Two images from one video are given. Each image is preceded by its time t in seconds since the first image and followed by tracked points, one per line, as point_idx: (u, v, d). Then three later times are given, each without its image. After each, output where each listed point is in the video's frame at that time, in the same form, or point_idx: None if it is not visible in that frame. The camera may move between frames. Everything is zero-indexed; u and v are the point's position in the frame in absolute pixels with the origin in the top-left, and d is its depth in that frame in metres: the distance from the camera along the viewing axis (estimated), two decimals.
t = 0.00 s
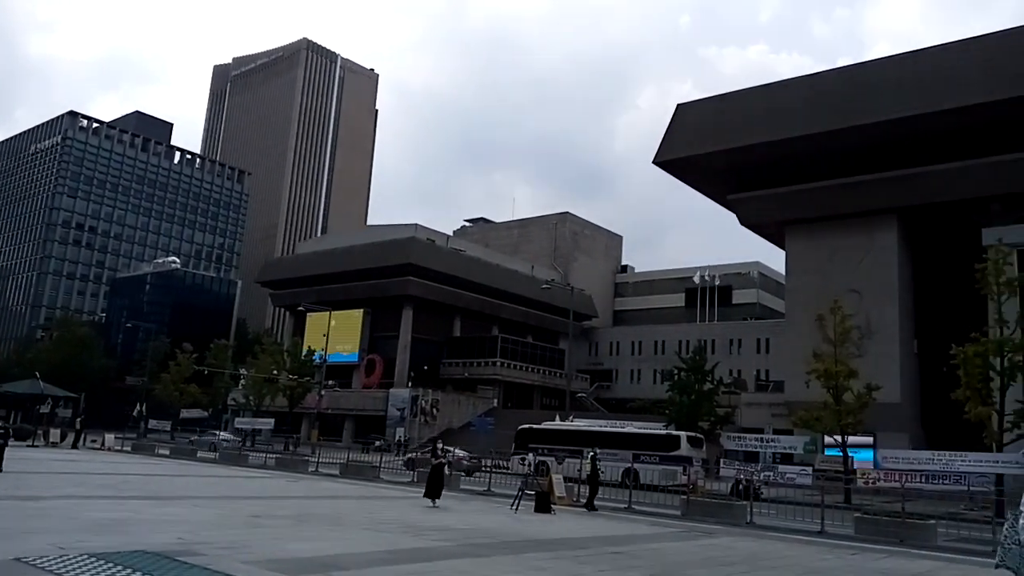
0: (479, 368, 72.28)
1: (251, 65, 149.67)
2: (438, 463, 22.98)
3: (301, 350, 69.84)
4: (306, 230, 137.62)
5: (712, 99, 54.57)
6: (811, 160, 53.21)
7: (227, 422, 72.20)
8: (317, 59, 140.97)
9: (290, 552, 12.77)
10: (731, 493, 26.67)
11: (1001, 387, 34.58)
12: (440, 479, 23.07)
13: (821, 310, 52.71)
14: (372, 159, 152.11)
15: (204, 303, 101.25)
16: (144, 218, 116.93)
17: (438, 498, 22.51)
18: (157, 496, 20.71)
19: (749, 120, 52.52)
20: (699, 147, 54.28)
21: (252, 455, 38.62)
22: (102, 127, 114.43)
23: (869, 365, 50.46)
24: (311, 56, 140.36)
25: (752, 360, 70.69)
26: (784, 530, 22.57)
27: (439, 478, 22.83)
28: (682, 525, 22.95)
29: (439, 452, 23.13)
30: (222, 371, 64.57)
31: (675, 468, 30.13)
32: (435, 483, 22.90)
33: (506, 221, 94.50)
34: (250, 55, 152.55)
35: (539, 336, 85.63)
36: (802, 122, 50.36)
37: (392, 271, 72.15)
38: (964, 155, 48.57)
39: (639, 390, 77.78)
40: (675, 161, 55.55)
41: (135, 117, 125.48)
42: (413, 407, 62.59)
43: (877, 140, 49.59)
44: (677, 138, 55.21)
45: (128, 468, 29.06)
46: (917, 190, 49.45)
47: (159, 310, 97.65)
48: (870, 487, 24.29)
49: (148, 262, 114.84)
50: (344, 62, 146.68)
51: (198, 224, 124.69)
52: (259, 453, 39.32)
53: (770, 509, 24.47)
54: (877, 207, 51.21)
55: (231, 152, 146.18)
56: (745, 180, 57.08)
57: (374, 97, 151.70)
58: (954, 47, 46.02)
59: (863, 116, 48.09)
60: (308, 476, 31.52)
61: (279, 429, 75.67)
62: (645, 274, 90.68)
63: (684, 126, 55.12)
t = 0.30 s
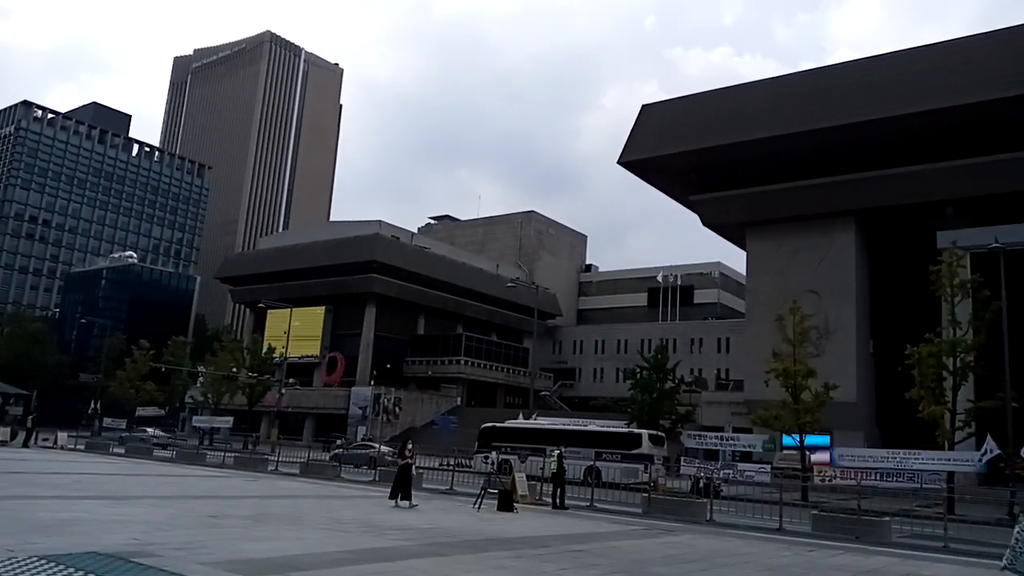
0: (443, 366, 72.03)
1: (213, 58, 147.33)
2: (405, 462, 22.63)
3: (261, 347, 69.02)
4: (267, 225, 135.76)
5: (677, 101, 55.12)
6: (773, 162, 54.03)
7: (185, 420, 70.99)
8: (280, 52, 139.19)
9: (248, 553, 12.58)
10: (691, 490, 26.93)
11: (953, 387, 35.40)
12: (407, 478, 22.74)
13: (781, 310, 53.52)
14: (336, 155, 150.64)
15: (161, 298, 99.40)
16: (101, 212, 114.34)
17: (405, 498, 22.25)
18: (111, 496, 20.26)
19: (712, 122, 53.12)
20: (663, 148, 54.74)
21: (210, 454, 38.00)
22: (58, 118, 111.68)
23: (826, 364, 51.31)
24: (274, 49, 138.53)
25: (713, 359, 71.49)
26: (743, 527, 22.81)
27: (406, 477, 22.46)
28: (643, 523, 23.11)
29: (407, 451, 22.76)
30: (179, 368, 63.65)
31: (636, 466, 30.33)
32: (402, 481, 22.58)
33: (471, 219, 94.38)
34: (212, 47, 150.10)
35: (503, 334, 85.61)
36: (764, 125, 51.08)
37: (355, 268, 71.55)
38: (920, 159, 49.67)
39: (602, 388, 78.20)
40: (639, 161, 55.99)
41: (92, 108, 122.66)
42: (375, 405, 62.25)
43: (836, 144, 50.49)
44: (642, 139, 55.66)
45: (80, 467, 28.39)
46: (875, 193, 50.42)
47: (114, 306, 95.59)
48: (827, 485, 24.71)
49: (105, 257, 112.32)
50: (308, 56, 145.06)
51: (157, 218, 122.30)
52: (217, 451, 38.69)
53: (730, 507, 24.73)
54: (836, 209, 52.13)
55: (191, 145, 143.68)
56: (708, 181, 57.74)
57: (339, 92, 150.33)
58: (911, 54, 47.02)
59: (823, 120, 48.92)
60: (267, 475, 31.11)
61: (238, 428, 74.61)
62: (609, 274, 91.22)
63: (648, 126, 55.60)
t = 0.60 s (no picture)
0: (402, 364, 71.82)
1: (169, 49, 144.55)
2: (369, 461, 22.10)
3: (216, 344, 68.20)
4: (223, 220, 133.63)
5: (637, 104, 55.77)
6: (729, 166, 54.98)
7: (136, 418, 69.65)
8: (239, 45, 137.06)
9: (201, 552, 12.50)
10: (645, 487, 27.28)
11: (899, 387, 36.41)
12: (372, 477, 22.29)
13: (735, 312, 54.49)
14: (294, 150, 148.91)
15: (113, 294, 97.35)
16: (50, 204, 111.42)
17: (369, 497, 21.97)
18: (59, 495, 19.88)
19: (671, 125, 53.86)
20: (623, 151, 55.32)
21: (162, 452, 37.41)
22: (6, 107, 108.63)
23: (778, 365, 52.34)
24: (232, 42, 136.36)
25: (669, 359, 72.42)
26: (695, 524, 23.25)
27: (370, 476, 22.06)
28: (598, 519, 23.40)
29: (373, 450, 22.23)
30: (131, 365, 62.75)
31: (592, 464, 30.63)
32: (366, 480, 22.16)
33: (431, 218, 94.18)
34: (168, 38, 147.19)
35: (462, 332, 85.59)
36: (721, 130, 51.95)
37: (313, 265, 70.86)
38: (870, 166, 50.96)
39: (560, 386, 78.77)
40: (600, 164, 56.55)
41: (42, 98, 119.41)
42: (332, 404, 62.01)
43: (791, 149, 51.58)
44: (602, 141, 56.24)
45: (27, 465, 27.75)
46: (827, 198, 51.64)
47: (64, 301, 93.33)
48: (777, 482, 25.28)
49: (54, 251, 109.43)
50: (267, 49, 143.10)
51: (109, 212, 119.60)
52: (170, 449, 38.10)
53: (684, 504, 25.11)
54: (790, 213, 53.23)
55: (146, 138, 140.81)
56: (667, 184, 58.54)
57: (298, 87, 148.63)
58: (864, 64, 48.28)
59: (778, 126, 49.93)
60: (221, 474, 30.76)
61: (191, 426, 73.46)
62: (568, 274, 91.78)
63: (609, 129, 56.20)
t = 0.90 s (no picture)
0: (354, 361, 70.93)
1: (116, 35, 140.53)
2: (324, 461, 21.60)
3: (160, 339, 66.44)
4: (170, 211, 130.46)
5: (594, 102, 55.90)
6: (684, 167, 55.45)
7: (76, 414, 67.55)
8: (189, 33, 133.81)
9: (142, 553, 11.99)
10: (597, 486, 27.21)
11: (846, 387, 37.09)
12: (326, 477, 21.72)
13: (687, 311, 55.01)
14: (245, 142, 146.15)
15: (53, 286, 94.33)
16: None
17: (322, 498, 21.45)
18: None
19: (627, 125, 54.09)
20: (579, 149, 55.36)
21: (102, 450, 36.20)
22: None
23: (729, 364, 52.92)
24: (182, 29, 133.08)
25: (622, 357, 72.85)
26: (646, 522, 23.28)
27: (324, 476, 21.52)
28: (551, 518, 23.27)
29: (327, 449, 21.77)
30: (70, 360, 60.76)
31: (545, 463, 30.50)
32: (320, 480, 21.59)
33: (386, 213, 93.25)
34: (115, 23, 143.10)
35: (416, 329, 84.91)
36: (677, 130, 52.31)
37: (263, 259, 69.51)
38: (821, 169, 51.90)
39: (514, 384, 78.59)
40: (556, 161, 56.55)
41: None
42: (280, 401, 60.88)
43: (745, 151, 52.22)
44: (559, 139, 56.24)
45: None
46: (779, 200, 52.42)
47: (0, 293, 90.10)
48: (727, 480, 25.43)
49: None
50: (219, 38, 140.12)
51: (50, 202, 115.71)
52: (110, 448, 36.91)
53: (635, 502, 25.09)
54: (742, 215, 53.89)
55: (90, 125, 136.72)
56: (622, 183, 58.82)
57: (250, 77, 145.90)
58: (817, 68, 49.11)
59: (731, 128, 50.52)
60: (164, 472, 29.87)
61: (135, 422, 71.50)
62: (524, 271, 91.76)
63: (565, 127, 56.23)
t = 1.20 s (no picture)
0: (311, 358, 70.16)
1: (68, 21, 136.64)
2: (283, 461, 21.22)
3: (111, 334, 64.88)
4: (122, 203, 127.57)
5: (555, 102, 56.11)
6: (644, 168, 55.94)
7: (22, 411, 65.67)
8: (144, 22, 130.46)
9: (88, 554, 11.70)
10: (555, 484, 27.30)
11: (798, 387, 37.82)
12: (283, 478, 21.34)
13: (645, 311, 55.54)
14: (201, 134, 143.49)
15: None
16: None
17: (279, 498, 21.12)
18: None
19: (587, 125, 54.37)
20: (540, 148, 55.49)
21: (49, 447, 35.26)
22: None
23: (684, 363, 53.56)
24: (137, 18, 129.65)
25: (581, 356, 73.23)
26: (602, 519, 23.45)
27: (282, 477, 21.15)
28: (508, 516, 23.29)
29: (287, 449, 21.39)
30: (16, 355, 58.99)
31: (503, 461, 30.53)
32: (276, 482, 21.20)
33: (345, 209, 92.40)
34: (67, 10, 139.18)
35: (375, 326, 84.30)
36: (637, 131, 52.74)
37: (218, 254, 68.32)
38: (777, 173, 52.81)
39: (473, 382, 78.49)
40: (517, 160, 56.60)
41: None
42: (235, 398, 59.95)
43: (703, 153, 52.84)
44: (520, 137, 56.30)
45: None
46: (736, 202, 53.17)
47: None
48: (682, 478, 25.74)
49: None
50: (175, 28, 137.15)
51: None
52: (57, 445, 35.97)
53: (592, 500, 25.25)
54: (700, 216, 54.56)
55: (39, 114, 132.97)
56: (583, 183, 59.14)
57: (207, 69, 143.19)
58: (775, 73, 49.92)
59: (690, 130, 51.10)
60: (113, 470, 29.21)
61: (84, 419, 69.78)
62: (484, 269, 91.69)
63: (527, 126, 56.32)
